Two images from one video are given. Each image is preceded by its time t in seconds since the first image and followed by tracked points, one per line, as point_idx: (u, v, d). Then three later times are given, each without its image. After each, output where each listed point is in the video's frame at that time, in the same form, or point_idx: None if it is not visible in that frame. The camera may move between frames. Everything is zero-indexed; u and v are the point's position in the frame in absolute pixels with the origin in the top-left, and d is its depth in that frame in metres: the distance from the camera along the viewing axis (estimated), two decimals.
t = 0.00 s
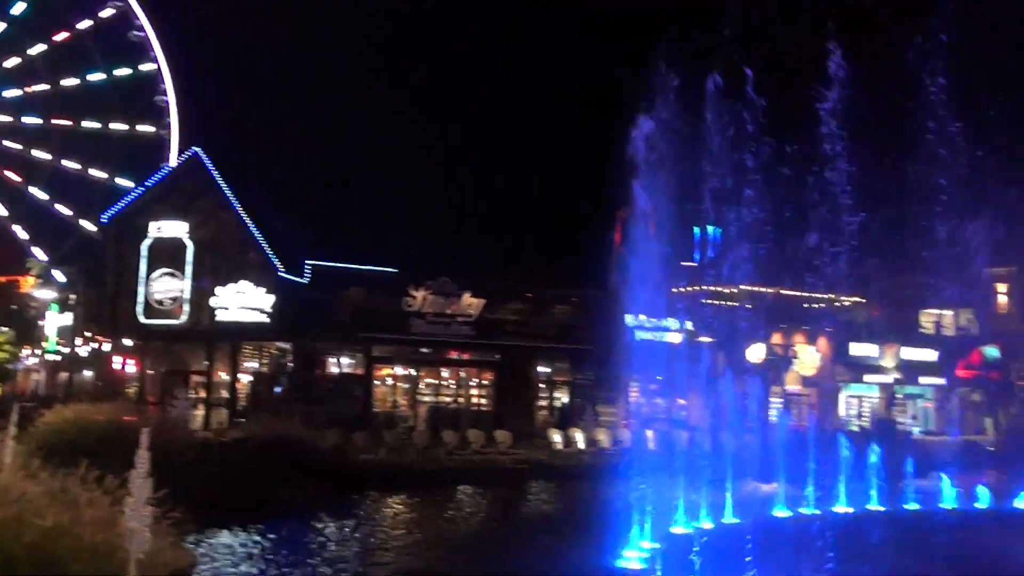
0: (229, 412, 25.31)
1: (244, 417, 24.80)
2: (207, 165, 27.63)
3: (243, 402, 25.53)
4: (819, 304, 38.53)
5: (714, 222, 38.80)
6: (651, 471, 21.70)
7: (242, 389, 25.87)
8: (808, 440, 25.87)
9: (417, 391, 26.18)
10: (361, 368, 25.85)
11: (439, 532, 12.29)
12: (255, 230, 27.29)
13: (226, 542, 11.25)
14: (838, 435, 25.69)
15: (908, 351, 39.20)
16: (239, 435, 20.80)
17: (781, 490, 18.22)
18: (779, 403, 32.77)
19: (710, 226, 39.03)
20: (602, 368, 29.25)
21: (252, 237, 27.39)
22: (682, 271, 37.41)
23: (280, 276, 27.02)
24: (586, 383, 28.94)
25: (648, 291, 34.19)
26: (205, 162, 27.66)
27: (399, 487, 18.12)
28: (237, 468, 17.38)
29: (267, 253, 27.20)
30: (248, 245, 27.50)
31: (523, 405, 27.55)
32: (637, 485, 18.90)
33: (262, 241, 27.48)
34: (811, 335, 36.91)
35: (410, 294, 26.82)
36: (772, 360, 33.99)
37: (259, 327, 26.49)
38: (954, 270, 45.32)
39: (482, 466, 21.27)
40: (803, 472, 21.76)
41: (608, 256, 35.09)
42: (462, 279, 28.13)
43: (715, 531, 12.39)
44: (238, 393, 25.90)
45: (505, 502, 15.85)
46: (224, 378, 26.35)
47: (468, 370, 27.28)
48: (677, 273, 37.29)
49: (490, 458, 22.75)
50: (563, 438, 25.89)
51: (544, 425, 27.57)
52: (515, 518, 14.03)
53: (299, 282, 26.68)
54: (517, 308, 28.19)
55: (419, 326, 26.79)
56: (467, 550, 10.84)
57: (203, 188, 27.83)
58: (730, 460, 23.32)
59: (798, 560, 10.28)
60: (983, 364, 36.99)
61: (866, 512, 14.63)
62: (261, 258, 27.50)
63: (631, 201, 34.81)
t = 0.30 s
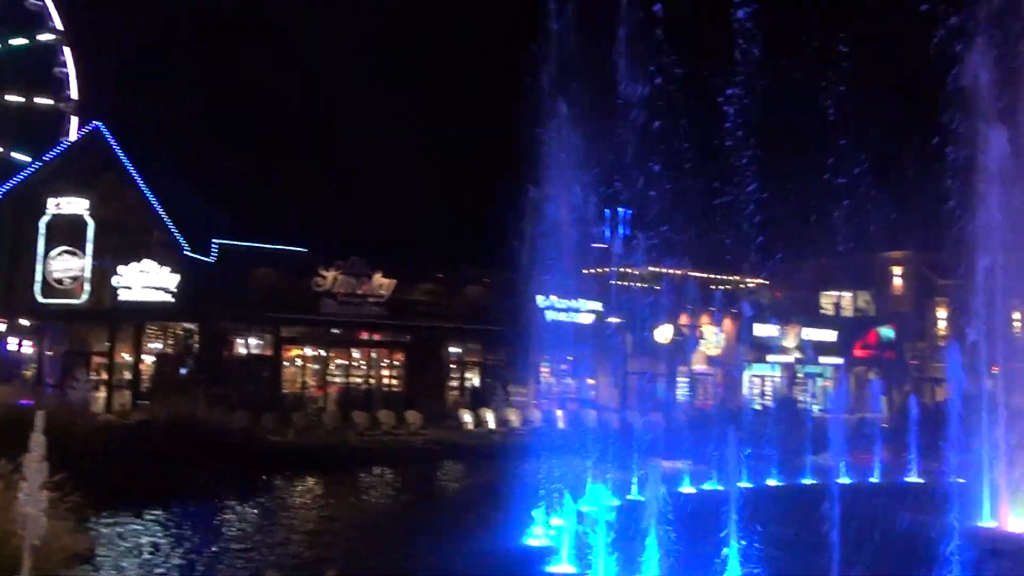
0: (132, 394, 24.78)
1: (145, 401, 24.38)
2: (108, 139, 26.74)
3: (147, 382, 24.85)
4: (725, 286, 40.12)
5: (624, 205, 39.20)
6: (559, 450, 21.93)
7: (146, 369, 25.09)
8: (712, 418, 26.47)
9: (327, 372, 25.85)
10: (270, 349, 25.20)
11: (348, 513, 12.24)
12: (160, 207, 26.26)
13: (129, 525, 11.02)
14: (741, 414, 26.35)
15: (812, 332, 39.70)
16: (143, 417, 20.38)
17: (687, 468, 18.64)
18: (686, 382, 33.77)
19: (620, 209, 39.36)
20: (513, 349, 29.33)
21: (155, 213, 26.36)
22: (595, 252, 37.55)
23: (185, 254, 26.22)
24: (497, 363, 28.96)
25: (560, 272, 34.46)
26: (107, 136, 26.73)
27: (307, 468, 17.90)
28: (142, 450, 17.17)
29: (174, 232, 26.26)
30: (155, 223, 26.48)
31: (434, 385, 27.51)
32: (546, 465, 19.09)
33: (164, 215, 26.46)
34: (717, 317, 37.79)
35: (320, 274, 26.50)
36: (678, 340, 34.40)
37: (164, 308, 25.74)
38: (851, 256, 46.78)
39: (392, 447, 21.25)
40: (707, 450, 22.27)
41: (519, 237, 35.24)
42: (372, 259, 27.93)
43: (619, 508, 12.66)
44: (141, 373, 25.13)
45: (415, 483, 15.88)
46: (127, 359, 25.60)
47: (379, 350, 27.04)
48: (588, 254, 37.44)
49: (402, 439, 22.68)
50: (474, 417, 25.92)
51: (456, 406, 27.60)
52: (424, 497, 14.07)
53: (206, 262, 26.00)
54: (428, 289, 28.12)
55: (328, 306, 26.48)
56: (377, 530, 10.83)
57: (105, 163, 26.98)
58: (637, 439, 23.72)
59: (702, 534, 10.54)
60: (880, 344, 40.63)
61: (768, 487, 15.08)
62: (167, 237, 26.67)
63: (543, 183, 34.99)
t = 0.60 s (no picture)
0: (37, 380, 23.03)
1: (54, 386, 22.90)
2: (14, 117, 26.35)
3: (53, 367, 23.38)
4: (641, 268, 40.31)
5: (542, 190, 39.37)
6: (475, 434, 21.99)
7: (52, 354, 23.56)
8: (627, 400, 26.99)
9: (242, 355, 25.27)
10: (182, 333, 24.56)
11: (264, 498, 12.18)
12: (67, 186, 25.94)
13: (39, 511, 10.82)
14: (655, 397, 26.79)
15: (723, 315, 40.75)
16: (52, 403, 19.98)
17: (601, 450, 18.92)
18: (601, 365, 34.04)
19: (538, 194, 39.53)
20: (431, 332, 29.25)
21: (63, 193, 26.02)
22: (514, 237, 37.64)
23: (93, 235, 25.74)
24: (416, 346, 28.93)
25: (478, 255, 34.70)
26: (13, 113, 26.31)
27: (219, 453, 17.71)
28: (51, 436, 16.94)
29: (80, 212, 25.92)
30: (63, 203, 26.14)
31: (351, 368, 27.38)
32: (462, 447, 19.19)
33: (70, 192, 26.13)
34: (635, 300, 38.28)
35: (235, 256, 26.46)
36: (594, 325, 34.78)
37: (71, 289, 24.99)
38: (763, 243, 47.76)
39: (309, 430, 21.17)
40: (622, 432, 22.72)
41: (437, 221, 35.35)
42: (288, 242, 27.97)
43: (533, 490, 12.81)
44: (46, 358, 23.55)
45: (332, 466, 15.91)
46: (30, 342, 23.65)
47: (295, 334, 26.90)
48: (507, 239, 37.52)
49: (317, 423, 22.50)
50: (390, 400, 26.39)
51: (373, 389, 27.33)
52: (341, 480, 14.11)
53: (115, 242, 25.57)
54: (345, 272, 28.28)
55: (244, 289, 26.50)
56: (294, 512, 10.93)
57: (10, 140, 26.31)
58: (553, 422, 23.95)
59: (615, 514, 10.68)
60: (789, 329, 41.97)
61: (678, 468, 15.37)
62: (75, 219, 25.79)
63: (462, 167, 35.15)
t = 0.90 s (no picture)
0: None
1: None
2: None
3: None
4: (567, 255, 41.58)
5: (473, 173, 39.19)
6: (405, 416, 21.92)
7: None
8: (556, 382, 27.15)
9: (166, 338, 24.98)
10: (104, 314, 24.21)
11: (189, 483, 11.87)
12: None
13: None
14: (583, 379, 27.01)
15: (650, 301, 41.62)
16: None
17: (530, 431, 19.06)
18: (530, 350, 33.75)
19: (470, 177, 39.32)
20: (358, 315, 29.53)
21: None
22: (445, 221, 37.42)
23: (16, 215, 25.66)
24: (345, 329, 29.12)
25: (408, 238, 34.60)
26: None
27: (145, 437, 17.35)
28: None
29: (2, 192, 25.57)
30: None
31: (280, 351, 26.81)
32: (391, 430, 19.16)
33: None
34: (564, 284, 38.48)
35: (159, 237, 26.28)
36: (523, 308, 34.87)
37: None
38: (691, 227, 48.24)
39: (236, 414, 20.89)
40: (551, 414, 22.87)
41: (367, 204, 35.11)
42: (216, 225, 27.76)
43: (462, 473, 12.75)
44: None
45: (260, 450, 15.65)
46: None
47: (221, 316, 26.33)
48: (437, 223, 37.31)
49: (244, 406, 22.28)
50: (318, 384, 25.40)
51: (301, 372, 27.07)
52: (269, 464, 13.85)
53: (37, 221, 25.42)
54: (273, 254, 28.12)
55: (168, 270, 26.33)
56: (220, 498, 10.63)
57: None
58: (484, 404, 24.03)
59: (543, 496, 10.79)
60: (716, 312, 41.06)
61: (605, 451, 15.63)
62: None
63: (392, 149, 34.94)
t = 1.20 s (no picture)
0: None
1: None
2: None
3: None
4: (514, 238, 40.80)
5: (419, 154, 38.98)
6: (347, 398, 21.85)
7: None
8: (501, 364, 27.18)
9: (105, 319, 24.45)
10: (39, 296, 23.33)
11: (127, 468, 11.62)
12: None
13: None
14: (526, 361, 27.24)
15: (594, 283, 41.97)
16: None
17: (474, 412, 19.18)
18: (475, 332, 34.29)
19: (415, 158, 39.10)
20: (302, 295, 29.25)
21: None
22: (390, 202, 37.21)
23: None
24: (289, 311, 28.79)
25: (353, 218, 34.24)
26: None
27: (82, 420, 16.96)
28: None
29: None
30: None
31: (221, 332, 26.65)
32: (334, 412, 19.03)
33: None
34: (507, 267, 38.71)
35: (96, 216, 24.78)
36: (467, 291, 34.99)
37: None
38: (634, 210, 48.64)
39: (177, 397, 20.60)
40: (496, 396, 22.90)
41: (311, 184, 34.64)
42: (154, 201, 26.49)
43: (406, 455, 12.72)
44: None
45: (201, 433, 15.43)
46: None
47: (162, 297, 25.81)
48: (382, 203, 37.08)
49: (185, 388, 22.02)
50: (261, 365, 25.18)
51: (241, 354, 27.06)
52: (210, 448, 13.65)
53: None
54: (216, 234, 27.24)
55: (107, 250, 24.89)
56: (160, 482, 10.46)
57: None
58: (427, 385, 24.04)
59: (484, 478, 10.81)
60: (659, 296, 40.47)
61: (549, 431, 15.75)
62: None
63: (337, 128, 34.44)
